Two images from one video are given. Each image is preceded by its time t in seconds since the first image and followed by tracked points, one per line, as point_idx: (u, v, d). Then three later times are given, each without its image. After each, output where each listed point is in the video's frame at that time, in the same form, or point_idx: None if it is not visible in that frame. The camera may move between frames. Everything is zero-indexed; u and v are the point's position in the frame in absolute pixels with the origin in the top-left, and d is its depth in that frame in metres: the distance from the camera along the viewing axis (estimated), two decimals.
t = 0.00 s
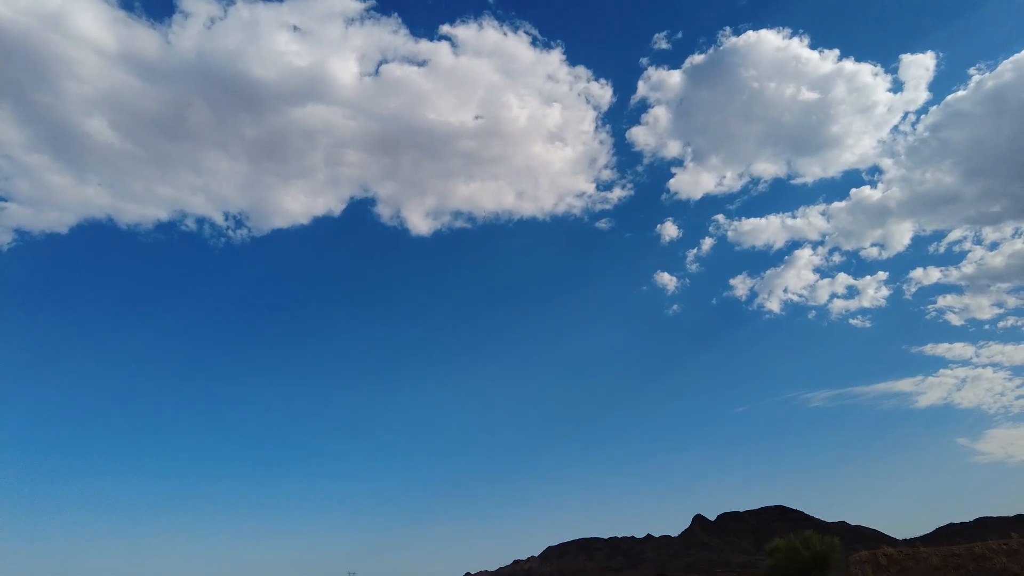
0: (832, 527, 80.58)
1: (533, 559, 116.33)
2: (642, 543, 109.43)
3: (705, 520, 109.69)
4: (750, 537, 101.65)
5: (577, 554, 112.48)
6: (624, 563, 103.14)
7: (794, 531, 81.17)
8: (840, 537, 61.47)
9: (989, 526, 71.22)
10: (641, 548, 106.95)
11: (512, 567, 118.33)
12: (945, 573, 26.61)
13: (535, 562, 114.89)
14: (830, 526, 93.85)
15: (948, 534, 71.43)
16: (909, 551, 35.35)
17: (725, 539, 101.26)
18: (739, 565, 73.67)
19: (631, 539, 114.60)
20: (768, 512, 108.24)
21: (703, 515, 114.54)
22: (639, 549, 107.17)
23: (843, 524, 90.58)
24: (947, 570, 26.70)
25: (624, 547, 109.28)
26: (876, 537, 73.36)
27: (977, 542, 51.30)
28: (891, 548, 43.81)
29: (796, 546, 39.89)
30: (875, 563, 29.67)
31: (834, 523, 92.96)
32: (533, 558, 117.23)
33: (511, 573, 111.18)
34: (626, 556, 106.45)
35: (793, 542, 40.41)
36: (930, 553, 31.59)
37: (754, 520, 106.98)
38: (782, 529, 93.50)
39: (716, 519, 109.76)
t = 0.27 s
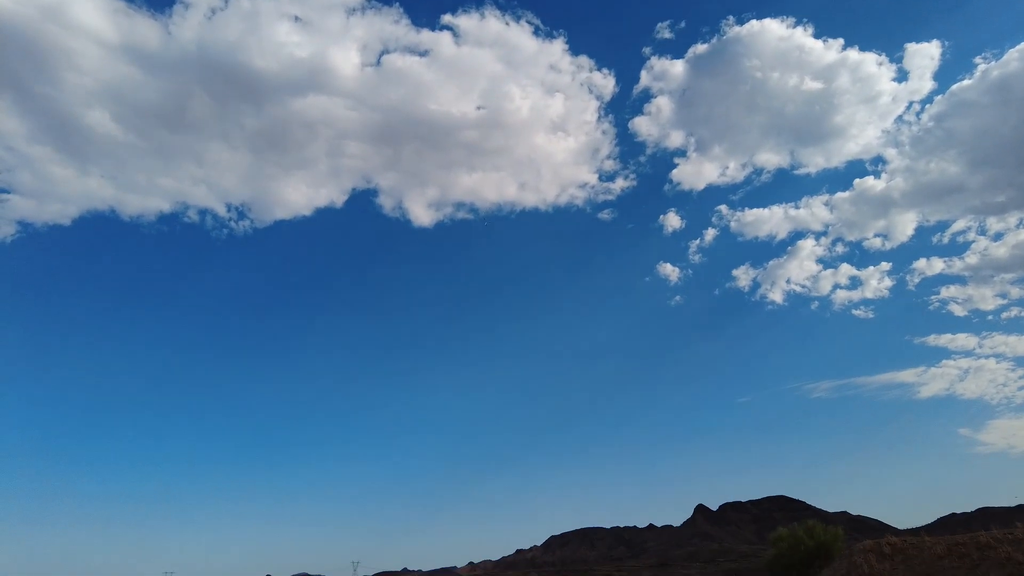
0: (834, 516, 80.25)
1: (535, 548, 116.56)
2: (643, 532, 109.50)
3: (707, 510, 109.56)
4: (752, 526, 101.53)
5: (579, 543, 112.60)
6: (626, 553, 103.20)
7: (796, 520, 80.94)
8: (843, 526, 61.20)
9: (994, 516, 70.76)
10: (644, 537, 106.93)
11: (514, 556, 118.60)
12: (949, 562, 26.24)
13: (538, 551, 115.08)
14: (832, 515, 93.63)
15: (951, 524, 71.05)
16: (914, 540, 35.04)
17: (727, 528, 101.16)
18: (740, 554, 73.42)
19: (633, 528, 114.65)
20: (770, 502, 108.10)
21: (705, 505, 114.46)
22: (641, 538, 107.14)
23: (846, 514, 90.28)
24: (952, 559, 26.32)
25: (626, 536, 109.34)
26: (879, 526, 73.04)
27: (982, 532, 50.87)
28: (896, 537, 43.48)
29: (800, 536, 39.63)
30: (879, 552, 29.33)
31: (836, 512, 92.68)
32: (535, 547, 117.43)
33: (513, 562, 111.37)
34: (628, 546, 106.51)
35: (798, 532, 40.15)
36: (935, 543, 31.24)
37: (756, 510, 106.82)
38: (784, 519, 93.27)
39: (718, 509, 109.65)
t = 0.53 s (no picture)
0: (835, 506, 80.20)
1: (537, 536, 117.14)
2: (645, 521, 109.84)
3: (708, 499, 109.69)
4: (753, 516, 101.69)
5: (581, 532, 113.12)
6: (628, 541, 103.58)
7: (798, 510, 81.00)
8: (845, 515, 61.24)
9: (995, 506, 70.68)
10: (645, 526, 107.15)
11: (516, 544, 119.13)
12: (951, 550, 26.17)
13: (540, 540, 115.70)
14: (833, 505, 93.69)
15: (952, 513, 70.99)
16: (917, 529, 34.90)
17: (728, 518, 101.46)
18: (741, 542, 73.62)
19: (634, 517, 114.94)
20: (771, 492, 108.32)
21: (707, 495, 114.64)
22: (643, 527, 107.38)
23: (847, 504, 90.27)
24: (954, 548, 26.24)
25: (628, 525, 109.62)
26: (881, 516, 73.07)
27: (983, 520, 50.79)
28: (897, 525, 43.47)
29: (802, 524, 39.66)
30: (881, 541, 29.28)
31: (837, 502, 92.71)
32: (537, 535, 117.84)
33: (515, 551, 111.94)
34: (630, 534, 106.88)
35: (800, 520, 40.18)
36: (938, 531, 31.21)
37: (758, 499, 106.95)
38: (785, 509, 93.36)
39: (719, 498, 109.86)
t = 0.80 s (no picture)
0: (837, 492, 80.31)
1: (539, 522, 117.72)
2: (646, 507, 110.30)
3: (710, 484, 110.12)
4: (754, 502, 102.09)
5: (582, 517, 113.67)
6: (629, 526, 104.08)
7: (798, 495, 81.27)
8: (846, 500, 61.34)
9: (995, 492, 70.78)
10: (646, 512, 107.65)
11: (518, 529, 119.88)
12: (951, 535, 26.22)
13: (542, 525, 116.30)
14: (834, 490, 94.02)
15: (953, 499, 71.08)
16: (918, 514, 34.92)
17: (729, 503, 101.80)
18: (742, 527, 73.93)
19: (636, 502, 115.51)
20: (772, 478, 108.60)
21: (708, 480, 114.94)
22: (644, 512, 107.84)
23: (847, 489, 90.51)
24: (955, 532, 26.29)
25: (629, 510, 110.13)
26: (881, 501, 73.30)
27: (985, 505, 50.82)
28: (898, 510, 43.59)
29: (803, 510, 39.79)
30: (882, 526, 29.35)
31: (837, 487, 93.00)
32: (539, 520, 118.53)
33: (517, 536, 112.61)
34: (631, 519, 107.41)
35: (801, 505, 40.30)
36: (940, 517, 31.22)
37: (759, 485, 107.32)
38: (786, 494, 93.64)
39: (720, 484, 110.20)
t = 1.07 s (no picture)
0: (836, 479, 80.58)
1: (540, 508, 118.30)
2: (647, 494, 110.77)
3: (710, 472, 110.47)
4: (753, 489, 102.45)
5: (583, 504, 114.21)
6: (630, 513, 104.59)
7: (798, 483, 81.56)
8: (846, 488, 61.50)
9: (994, 480, 70.95)
10: (647, 499, 108.15)
11: (519, 515, 120.53)
12: (951, 522, 26.26)
13: (543, 511, 116.87)
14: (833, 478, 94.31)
15: (952, 486, 71.27)
16: (918, 501, 35.02)
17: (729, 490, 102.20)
18: (741, 514, 74.27)
19: (636, 489, 116.01)
20: (772, 465, 108.97)
21: (708, 468, 115.29)
22: (644, 499, 108.32)
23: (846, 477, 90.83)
24: (955, 520, 26.34)
25: (629, 497, 110.58)
26: (881, 488, 73.53)
27: (984, 493, 50.94)
28: (898, 497, 43.71)
29: (804, 497, 39.94)
30: (882, 513, 29.44)
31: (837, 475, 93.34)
32: (540, 507, 119.16)
33: (518, 522, 113.20)
34: (631, 506, 107.93)
35: (802, 493, 40.43)
36: (940, 504, 31.28)
37: (759, 472, 107.67)
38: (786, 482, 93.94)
39: (721, 471, 110.61)
